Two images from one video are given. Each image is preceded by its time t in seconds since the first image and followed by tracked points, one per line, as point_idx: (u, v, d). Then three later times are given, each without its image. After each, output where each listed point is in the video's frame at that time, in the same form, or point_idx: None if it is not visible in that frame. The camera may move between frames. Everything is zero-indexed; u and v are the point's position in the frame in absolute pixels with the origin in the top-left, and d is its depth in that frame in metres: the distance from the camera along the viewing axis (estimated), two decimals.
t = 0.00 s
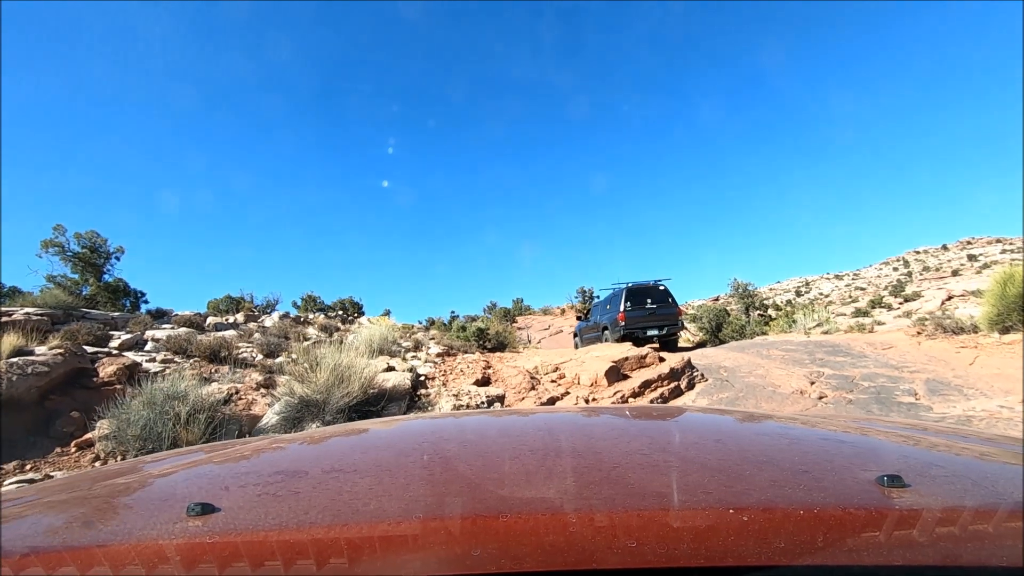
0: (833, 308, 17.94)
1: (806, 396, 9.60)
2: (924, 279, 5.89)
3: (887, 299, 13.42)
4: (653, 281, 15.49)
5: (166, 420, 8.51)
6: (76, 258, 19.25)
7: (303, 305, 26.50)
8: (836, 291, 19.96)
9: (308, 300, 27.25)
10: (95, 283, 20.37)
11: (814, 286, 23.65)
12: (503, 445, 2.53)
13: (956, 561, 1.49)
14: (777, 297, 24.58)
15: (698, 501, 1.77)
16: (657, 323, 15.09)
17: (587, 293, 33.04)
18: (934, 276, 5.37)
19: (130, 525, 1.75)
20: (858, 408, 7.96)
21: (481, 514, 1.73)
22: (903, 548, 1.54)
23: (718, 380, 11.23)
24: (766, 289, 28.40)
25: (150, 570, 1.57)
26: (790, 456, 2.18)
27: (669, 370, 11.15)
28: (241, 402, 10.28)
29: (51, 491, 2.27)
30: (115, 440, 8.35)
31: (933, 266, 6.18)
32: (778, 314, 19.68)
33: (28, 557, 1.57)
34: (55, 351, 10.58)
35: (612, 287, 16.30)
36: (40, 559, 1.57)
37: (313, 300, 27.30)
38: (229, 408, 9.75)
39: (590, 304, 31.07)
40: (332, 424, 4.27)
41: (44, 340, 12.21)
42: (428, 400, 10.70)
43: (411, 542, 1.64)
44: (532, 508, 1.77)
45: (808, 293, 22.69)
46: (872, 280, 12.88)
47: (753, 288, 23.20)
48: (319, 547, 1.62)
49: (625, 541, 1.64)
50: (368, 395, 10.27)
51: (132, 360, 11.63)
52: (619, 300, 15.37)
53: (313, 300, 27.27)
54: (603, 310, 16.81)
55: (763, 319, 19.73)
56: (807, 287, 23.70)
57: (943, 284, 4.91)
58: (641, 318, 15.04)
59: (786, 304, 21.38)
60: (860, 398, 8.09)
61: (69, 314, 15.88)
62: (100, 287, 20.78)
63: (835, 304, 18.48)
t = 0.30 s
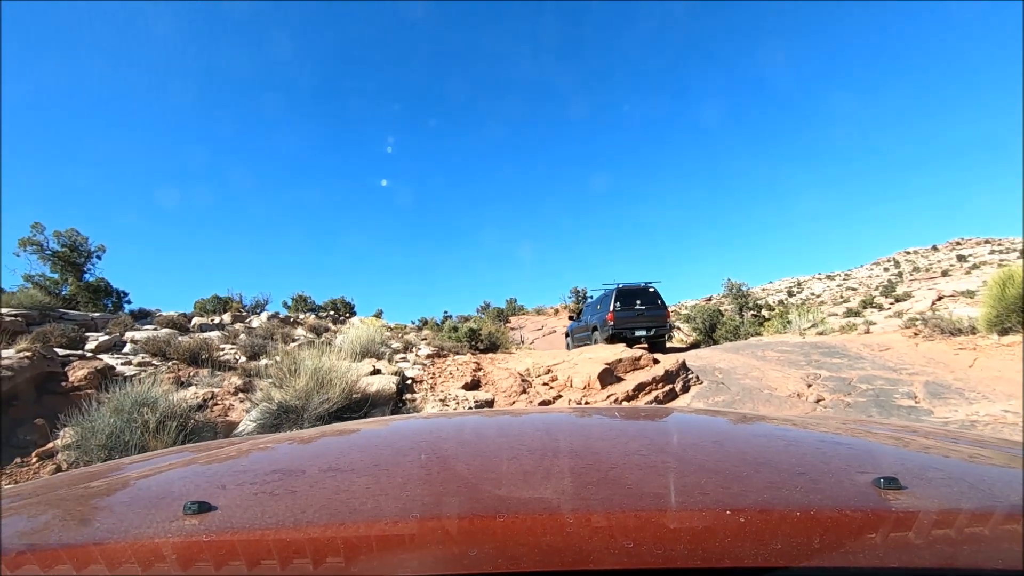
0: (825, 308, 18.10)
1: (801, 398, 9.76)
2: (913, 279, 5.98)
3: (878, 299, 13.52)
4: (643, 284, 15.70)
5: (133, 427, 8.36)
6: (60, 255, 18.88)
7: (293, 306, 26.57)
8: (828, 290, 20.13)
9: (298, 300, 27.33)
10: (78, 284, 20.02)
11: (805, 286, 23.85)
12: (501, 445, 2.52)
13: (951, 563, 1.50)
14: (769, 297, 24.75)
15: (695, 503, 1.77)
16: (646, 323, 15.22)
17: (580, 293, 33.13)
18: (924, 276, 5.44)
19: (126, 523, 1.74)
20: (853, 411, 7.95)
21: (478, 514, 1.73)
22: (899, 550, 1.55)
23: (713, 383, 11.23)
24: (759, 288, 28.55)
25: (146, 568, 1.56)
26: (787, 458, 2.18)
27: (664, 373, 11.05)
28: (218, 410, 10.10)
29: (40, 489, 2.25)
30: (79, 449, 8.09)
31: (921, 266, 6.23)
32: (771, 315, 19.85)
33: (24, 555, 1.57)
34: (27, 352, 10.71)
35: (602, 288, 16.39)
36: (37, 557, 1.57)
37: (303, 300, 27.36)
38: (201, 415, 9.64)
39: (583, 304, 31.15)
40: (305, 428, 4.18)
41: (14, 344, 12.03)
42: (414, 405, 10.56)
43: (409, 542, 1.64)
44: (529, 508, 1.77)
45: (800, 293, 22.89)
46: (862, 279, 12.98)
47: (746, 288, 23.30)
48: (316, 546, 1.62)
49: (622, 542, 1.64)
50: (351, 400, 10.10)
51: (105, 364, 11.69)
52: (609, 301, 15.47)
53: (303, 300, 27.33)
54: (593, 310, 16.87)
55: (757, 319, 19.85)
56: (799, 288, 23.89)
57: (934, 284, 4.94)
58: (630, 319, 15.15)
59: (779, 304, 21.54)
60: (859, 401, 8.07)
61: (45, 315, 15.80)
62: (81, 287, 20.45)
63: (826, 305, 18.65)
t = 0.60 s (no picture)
0: (817, 310, 18.27)
1: (799, 402, 9.39)
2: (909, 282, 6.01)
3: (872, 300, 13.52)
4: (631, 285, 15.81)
5: (102, 437, 8.08)
6: (38, 255, 18.93)
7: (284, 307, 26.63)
8: (821, 292, 20.27)
9: (289, 301, 27.41)
10: (58, 285, 19.97)
11: (798, 289, 24.00)
12: (502, 443, 2.52)
13: (950, 559, 1.50)
14: (762, 298, 24.88)
15: (695, 499, 1.77)
16: (635, 325, 15.23)
17: (574, 293, 33.22)
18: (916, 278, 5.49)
19: (128, 521, 1.74)
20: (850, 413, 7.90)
21: (479, 512, 1.73)
22: (898, 546, 1.55)
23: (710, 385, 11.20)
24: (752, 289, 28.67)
25: (148, 566, 1.57)
26: (787, 454, 2.18)
27: (660, 376, 10.97)
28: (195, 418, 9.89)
29: (37, 489, 2.24)
30: (43, 459, 7.79)
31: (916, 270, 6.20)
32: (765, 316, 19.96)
33: (27, 552, 1.57)
34: None
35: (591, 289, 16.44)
36: (38, 555, 1.57)
37: (295, 302, 27.40)
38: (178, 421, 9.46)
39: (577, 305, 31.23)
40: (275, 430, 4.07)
41: None
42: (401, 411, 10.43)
43: (410, 539, 1.64)
44: (530, 505, 1.77)
45: (792, 295, 23.07)
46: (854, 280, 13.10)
47: (740, 289, 23.39)
48: (317, 543, 1.62)
49: (622, 538, 1.64)
50: (335, 405, 9.88)
51: (79, 368, 11.58)
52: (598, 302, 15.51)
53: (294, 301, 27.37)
54: (583, 312, 16.90)
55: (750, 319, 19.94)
56: (792, 290, 24.06)
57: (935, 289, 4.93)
58: (620, 320, 15.16)
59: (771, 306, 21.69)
60: (856, 405, 8.03)
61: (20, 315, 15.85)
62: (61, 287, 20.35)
63: (820, 307, 18.71)
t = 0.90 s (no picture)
0: (808, 308, 18.41)
1: (794, 404, 9.43)
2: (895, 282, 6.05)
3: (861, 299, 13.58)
4: (617, 287, 15.98)
5: (62, 449, 7.96)
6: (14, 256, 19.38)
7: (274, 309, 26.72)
8: (812, 292, 20.42)
9: (279, 304, 27.47)
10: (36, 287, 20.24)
11: (789, 288, 24.18)
12: (499, 443, 2.52)
13: (946, 563, 1.50)
14: (755, 297, 25.06)
15: (692, 501, 1.78)
16: (622, 327, 15.34)
17: (567, 293, 33.31)
18: (904, 278, 5.53)
19: (125, 518, 1.74)
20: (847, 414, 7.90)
21: (476, 512, 1.73)
22: (896, 550, 1.55)
23: (703, 388, 11.21)
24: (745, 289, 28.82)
25: (144, 564, 1.56)
26: (784, 457, 2.18)
27: (651, 379, 10.98)
28: (165, 426, 9.79)
29: (24, 488, 2.22)
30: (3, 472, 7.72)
31: (905, 268, 6.20)
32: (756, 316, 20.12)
33: (22, 548, 1.57)
34: None
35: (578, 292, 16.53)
36: (34, 551, 1.56)
37: (285, 303, 27.50)
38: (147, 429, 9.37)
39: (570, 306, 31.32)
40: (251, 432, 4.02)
41: None
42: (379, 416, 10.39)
43: (407, 539, 1.64)
44: (527, 506, 1.77)
45: (783, 294, 23.26)
46: (842, 280, 13.19)
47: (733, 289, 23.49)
48: (314, 543, 1.62)
49: (618, 540, 1.64)
50: (312, 410, 9.83)
51: (47, 374, 11.47)
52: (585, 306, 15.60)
53: (284, 303, 27.47)
54: (571, 315, 16.95)
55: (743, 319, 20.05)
56: (783, 289, 24.24)
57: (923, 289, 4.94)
58: (607, 322, 15.27)
59: (762, 306, 21.86)
60: (853, 408, 8.03)
61: None
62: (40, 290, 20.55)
63: (811, 307, 18.84)
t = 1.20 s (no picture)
0: (799, 307, 18.52)
1: (788, 406, 9.38)
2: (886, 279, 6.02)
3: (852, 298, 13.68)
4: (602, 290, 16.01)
5: (13, 465, 7.70)
6: None
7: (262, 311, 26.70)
8: (803, 291, 20.53)
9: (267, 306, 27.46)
10: (10, 290, 20.01)
11: (780, 287, 24.32)
12: (500, 444, 2.52)
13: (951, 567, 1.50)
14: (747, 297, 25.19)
15: (695, 503, 1.77)
16: (608, 329, 15.39)
17: (559, 294, 33.37)
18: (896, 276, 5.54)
19: (127, 516, 1.74)
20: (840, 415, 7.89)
21: (478, 512, 1.73)
22: (900, 554, 1.54)
23: (697, 389, 11.22)
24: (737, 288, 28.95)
25: (147, 561, 1.56)
26: (787, 460, 2.18)
27: (644, 381, 10.95)
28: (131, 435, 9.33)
29: (16, 487, 2.20)
30: None
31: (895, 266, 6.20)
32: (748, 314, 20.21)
33: (26, 545, 1.57)
34: None
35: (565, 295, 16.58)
36: (38, 548, 1.56)
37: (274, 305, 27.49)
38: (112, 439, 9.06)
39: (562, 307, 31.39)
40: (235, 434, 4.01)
41: None
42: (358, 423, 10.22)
43: (409, 539, 1.64)
44: (529, 507, 1.77)
45: (774, 293, 23.39)
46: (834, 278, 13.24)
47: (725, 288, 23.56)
48: (316, 542, 1.62)
49: (621, 541, 1.64)
50: (285, 417, 9.61)
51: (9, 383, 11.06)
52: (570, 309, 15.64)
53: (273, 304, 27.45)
54: (558, 317, 16.99)
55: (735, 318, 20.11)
56: (775, 288, 24.37)
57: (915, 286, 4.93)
58: (593, 325, 15.32)
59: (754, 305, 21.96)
60: (850, 409, 8.02)
61: None
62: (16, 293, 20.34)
63: (802, 306, 18.94)
